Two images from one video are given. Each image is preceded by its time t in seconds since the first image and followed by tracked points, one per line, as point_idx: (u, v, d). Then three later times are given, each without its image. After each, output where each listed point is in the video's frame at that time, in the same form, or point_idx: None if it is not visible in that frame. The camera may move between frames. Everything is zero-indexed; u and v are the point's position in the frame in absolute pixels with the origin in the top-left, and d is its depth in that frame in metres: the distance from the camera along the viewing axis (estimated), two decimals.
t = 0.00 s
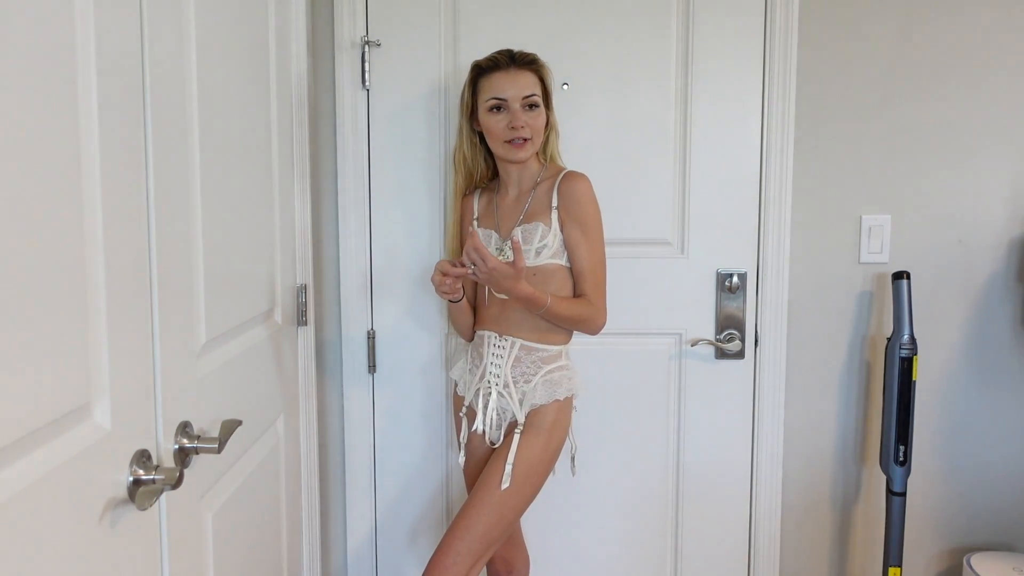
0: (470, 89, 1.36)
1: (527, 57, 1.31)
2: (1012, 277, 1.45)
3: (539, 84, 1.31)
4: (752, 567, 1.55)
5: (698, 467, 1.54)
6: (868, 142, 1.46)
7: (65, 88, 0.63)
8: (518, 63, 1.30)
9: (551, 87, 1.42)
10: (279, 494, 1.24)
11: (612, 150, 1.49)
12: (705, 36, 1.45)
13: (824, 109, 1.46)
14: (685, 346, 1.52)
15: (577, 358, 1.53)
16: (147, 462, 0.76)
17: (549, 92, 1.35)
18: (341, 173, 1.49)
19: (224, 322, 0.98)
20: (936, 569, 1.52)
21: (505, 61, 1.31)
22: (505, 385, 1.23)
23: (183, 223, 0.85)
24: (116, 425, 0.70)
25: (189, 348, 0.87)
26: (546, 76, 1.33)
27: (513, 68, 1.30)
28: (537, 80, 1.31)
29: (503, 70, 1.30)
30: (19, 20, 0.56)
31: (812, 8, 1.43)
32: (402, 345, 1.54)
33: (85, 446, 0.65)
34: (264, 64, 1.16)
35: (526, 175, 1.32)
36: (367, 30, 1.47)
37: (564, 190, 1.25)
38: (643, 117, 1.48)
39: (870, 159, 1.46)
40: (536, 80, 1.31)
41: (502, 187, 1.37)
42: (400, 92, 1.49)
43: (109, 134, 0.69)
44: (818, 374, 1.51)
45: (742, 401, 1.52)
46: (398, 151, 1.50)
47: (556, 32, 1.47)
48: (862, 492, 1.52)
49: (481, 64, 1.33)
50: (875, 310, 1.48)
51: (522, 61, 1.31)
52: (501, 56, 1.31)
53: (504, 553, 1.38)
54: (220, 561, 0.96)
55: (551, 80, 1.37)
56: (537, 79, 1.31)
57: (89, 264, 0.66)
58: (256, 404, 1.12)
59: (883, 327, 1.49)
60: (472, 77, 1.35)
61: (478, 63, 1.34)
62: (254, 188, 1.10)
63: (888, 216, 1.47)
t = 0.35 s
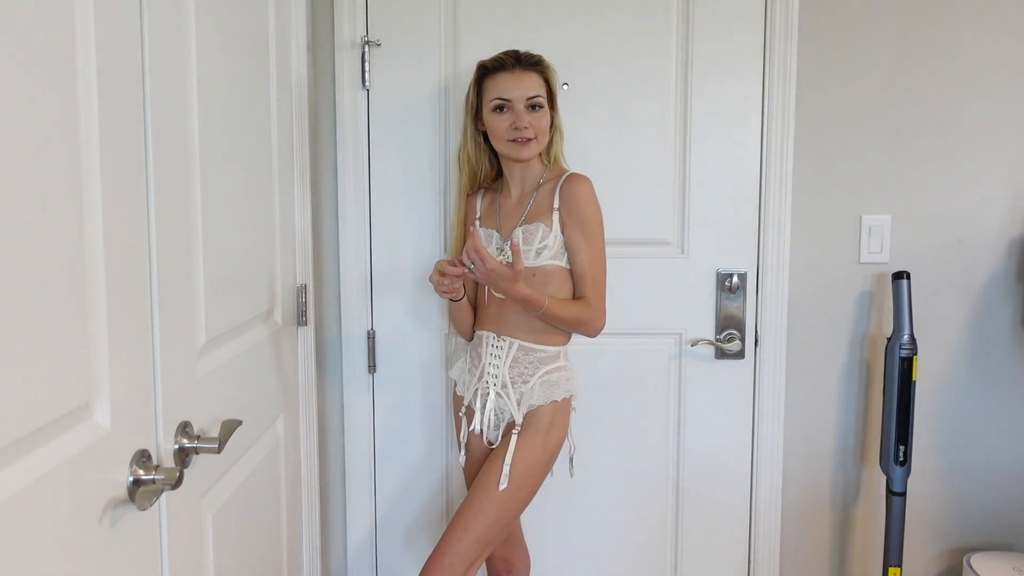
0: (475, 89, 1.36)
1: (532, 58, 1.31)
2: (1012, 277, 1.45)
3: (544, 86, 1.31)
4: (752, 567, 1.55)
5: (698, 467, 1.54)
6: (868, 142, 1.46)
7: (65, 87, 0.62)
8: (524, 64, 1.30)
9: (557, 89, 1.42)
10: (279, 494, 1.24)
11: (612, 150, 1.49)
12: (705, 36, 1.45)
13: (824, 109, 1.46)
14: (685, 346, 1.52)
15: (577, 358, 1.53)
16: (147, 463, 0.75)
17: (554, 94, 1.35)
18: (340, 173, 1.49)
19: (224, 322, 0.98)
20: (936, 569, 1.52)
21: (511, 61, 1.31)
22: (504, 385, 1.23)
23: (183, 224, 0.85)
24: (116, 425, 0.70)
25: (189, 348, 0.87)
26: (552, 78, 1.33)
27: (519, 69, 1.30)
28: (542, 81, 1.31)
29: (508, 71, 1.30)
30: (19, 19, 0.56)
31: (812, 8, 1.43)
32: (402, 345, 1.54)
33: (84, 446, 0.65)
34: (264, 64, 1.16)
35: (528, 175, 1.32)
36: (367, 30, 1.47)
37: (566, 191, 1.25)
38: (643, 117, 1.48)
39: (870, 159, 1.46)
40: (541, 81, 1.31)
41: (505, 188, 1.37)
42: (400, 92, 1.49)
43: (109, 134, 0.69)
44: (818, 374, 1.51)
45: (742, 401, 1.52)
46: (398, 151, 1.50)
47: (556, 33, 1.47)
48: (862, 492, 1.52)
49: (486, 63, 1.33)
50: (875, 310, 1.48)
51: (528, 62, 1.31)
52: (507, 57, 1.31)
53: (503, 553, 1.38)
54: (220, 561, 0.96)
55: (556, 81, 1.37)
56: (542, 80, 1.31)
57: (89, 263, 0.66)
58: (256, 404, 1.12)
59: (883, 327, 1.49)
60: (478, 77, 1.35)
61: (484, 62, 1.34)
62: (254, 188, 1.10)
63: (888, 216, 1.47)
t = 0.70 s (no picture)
0: (477, 88, 1.36)
1: (536, 58, 1.31)
2: (1012, 277, 1.45)
3: (545, 86, 1.31)
4: (752, 567, 1.55)
5: (698, 466, 1.54)
6: (868, 142, 1.46)
7: (65, 88, 0.63)
8: (526, 64, 1.30)
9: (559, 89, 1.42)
10: (279, 494, 1.24)
11: (612, 150, 1.49)
12: (705, 36, 1.45)
13: (824, 109, 1.46)
14: (685, 346, 1.52)
15: (577, 358, 1.53)
16: (147, 463, 0.76)
17: (555, 94, 1.35)
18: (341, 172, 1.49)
19: (224, 322, 0.98)
20: (936, 569, 1.52)
21: (513, 61, 1.31)
22: (503, 385, 1.23)
23: (183, 224, 0.85)
24: (116, 425, 0.70)
25: (189, 348, 0.87)
26: (553, 78, 1.33)
27: (521, 69, 1.30)
28: (543, 82, 1.31)
29: (511, 70, 1.30)
30: (20, 20, 0.56)
31: (813, 7, 1.43)
32: (402, 345, 1.54)
33: (85, 445, 0.65)
34: (265, 64, 1.16)
35: (529, 174, 1.32)
36: (367, 29, 1.47)
37: (565, 191, 1.25)
38: (643, 117, 1.48)
39: (870, 159, 1.46)
40: (543, 82, 1.31)
41: (504, 187, 1.37)
42: (400, 93, 1.49)
43: (109, 135, 0.69)
44: (818, 373, 1.51)
45: (742, 401, 1.52)
46: (399, 151, 1.50)
47: (556, 33, 1.47)
48: (862, 492, 1.52)
49: (489, 63, 1.32)
50: (875, 310, 1.48)
51: (530, 62, 1.31)
52: (510, 57, 1.31)
53: (503, 553, 1.38)
54: (220, 560, 0.96)
55: (558, 82, 1.37)
56: (544, 81, 1.31)
57: (89, 264, 0.67)
58: (256, 404, 1.12)
59: (883, 327, 1.49)
60: (479, 75, 1.35)
61: (485, 62, 1.34)
62: (254, 188, 1.10)
63: (888, 216, 1.47)
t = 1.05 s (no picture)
0: (489, 79, 1.35)
1: (551, 60, 1.31)
2: (1012, 277, 1.45)
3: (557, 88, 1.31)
4: (752, 567, 1.54)
5: (697, 466, 1.54)
6: (868, 142, 1.46)
7: (66, 87, 0.62)
8: (542, 64, 1.30)
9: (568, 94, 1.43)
10: (279, 494, 1.24)
11: (612, 150, 1.49)
12: (705, 36, 1.45)
13: (824, 109, 1.46)
14: (685, 346, 1.52)
15: (577, 358, 1.53)
16: (147, 463, 0.75)
17: (564, 97, 1.35)
18: (341, 172, 1.49)
19: (224, 322, 0.98)
20: (936, 569, 1.52)
21: (530, 59, 1.30)
22: (504, 385, 1.23)
23: (183, 224, 0.85)
24: (116, 425, 0.70)
25: (190, 348, 0.87)
26: (565, 82, 1.34)
27: (537, 68, 1.30)
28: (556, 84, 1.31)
29: (526, 68, 1.30)
30: (20, 20, 0.56)
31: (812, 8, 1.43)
32: (402, 346, 1.54)
33: (85, 445, 0.65)
34: (265, 64, 1.16)
35: (528, 174, 1.32)
36: (367, 29, 1.47)
37: (566, 191, 1.25)
38: (643, 117, 1.48)
39: (870, 159, 1.46)
40: (555, 83, 1.31)
41: (502, 186, 1.37)
42: (400, 93, 1.49)
43: (109, 135, 0.69)
44: (818, 374, 1.51)
45: (742, 401, 1.52)
46: (399, 151, 1.50)
47: (556, 33, 1.47)
48: (862, 492, 1.52)
49: (505, 57, 1.32)
50: (875, 311, 1.48)
51: (546, 63, 1.31)
52: (527, 54, 1.31)
53: (504, 553, 1.38)
54: (220, 560, 0.96)
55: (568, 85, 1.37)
56: (555, 82, 1.31)
57: (89, 264, 0.66)
58: (256, 404, 1.12)
59: (883, 327, 1.49)
60: (494, 68, 1.34)
61: (502, 56, 1.34)
62: (254, 188, 1.10)
63: (888, 216, 1.47)
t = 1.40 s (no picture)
0: (483, 80, 1.35)
1: (546, 60, 1.31)
2: (1012, 277, 1.45)
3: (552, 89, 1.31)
4: (752, 567, 1.55)
5: (697, 466, 1.54)
6: (868, 142, 1.46)
7: (66, 88, 0.63)
8: (536, 64, 1.30)
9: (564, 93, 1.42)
10: (279, 494, 1.24)
11: (612, 150, 1.49)
12: (705, 36, 1.45)
13: (824, 109, 1.46)
14: (685, 346, 1.52)
15: (577, 358, 1.53)
16: (147, 463, 0.76)
17: (561, 97, 1.35)
18: (341, 172, 1.49)
19: (224, 323, 0.98)
20: (936, 569, 1.52)
21: (524, 59, 1.30)
22: (505, 385, 1.23)
23: (183, 224, 0.85)
24: (116, 425, 0.70)
25: (189, 348, 0.87)
26: (561, 81, 1.34)
27: (532, 69, 1.30)
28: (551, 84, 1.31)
29: (521, 69, 1.29)
30: (20, 22, 0.56)
31: (812, 8, 1.43)
32: (402, 346, 1.54)
33: (85, 445, 0.65)
34: (265, 64, 1.16)
35: (526, 174, 1.32)
36: (367, 29, 1.47)
37: (564, 192, 1.25)
38: (642, 117, 1.48)
39: (870, 160, 1.46)
40: (550, 83, 1.31)
41: (500, 186, 1.37)
42: (400, 93, 1.49)
43: (109, 136, 0.69)
44: (818, 373, 1.51)
45: (742, 401, 1.52)
46: (399, 151, 1.50)
47: (556, 33, 1.47)
48: (862, 492, 1.52)
49: (499, 58, 1.32)
50: (875, 311, 1.48)
51: (542, 63, 1.30)
52: (521, 55, 1.30)
53: (504, 554, 1.38)
54: (220, 560, 0.96)
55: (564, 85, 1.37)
56: (551, 82, 1.31)
57: (89, 264, 0.67)
58: (256, 405, 1.12)
59: (883, 327, 1.49)
60: (488, 70, 1.34)
61: (496, 57, 1.33)
62: (254, 188, 1.10)
63: (889, 216, 1.47)
